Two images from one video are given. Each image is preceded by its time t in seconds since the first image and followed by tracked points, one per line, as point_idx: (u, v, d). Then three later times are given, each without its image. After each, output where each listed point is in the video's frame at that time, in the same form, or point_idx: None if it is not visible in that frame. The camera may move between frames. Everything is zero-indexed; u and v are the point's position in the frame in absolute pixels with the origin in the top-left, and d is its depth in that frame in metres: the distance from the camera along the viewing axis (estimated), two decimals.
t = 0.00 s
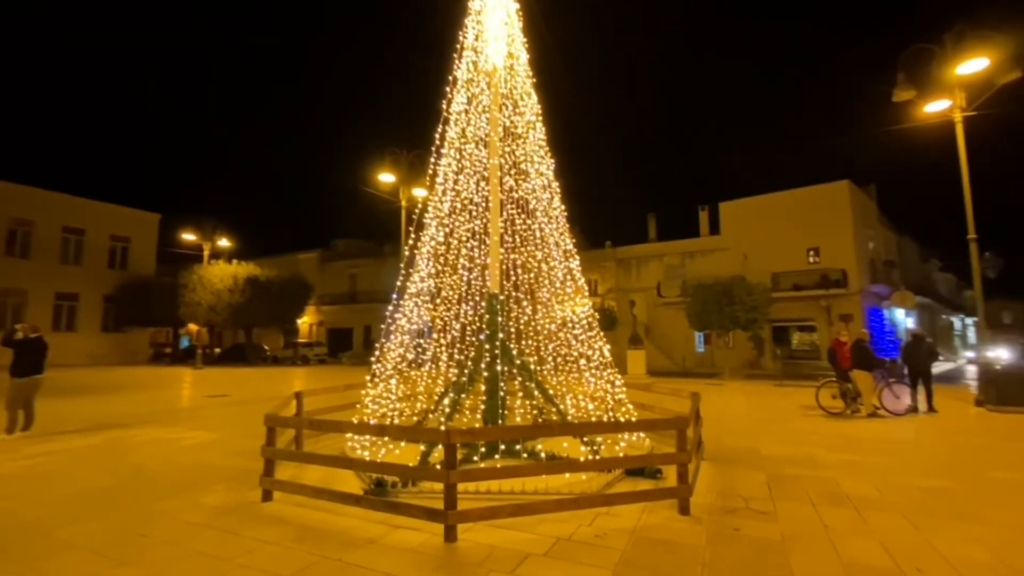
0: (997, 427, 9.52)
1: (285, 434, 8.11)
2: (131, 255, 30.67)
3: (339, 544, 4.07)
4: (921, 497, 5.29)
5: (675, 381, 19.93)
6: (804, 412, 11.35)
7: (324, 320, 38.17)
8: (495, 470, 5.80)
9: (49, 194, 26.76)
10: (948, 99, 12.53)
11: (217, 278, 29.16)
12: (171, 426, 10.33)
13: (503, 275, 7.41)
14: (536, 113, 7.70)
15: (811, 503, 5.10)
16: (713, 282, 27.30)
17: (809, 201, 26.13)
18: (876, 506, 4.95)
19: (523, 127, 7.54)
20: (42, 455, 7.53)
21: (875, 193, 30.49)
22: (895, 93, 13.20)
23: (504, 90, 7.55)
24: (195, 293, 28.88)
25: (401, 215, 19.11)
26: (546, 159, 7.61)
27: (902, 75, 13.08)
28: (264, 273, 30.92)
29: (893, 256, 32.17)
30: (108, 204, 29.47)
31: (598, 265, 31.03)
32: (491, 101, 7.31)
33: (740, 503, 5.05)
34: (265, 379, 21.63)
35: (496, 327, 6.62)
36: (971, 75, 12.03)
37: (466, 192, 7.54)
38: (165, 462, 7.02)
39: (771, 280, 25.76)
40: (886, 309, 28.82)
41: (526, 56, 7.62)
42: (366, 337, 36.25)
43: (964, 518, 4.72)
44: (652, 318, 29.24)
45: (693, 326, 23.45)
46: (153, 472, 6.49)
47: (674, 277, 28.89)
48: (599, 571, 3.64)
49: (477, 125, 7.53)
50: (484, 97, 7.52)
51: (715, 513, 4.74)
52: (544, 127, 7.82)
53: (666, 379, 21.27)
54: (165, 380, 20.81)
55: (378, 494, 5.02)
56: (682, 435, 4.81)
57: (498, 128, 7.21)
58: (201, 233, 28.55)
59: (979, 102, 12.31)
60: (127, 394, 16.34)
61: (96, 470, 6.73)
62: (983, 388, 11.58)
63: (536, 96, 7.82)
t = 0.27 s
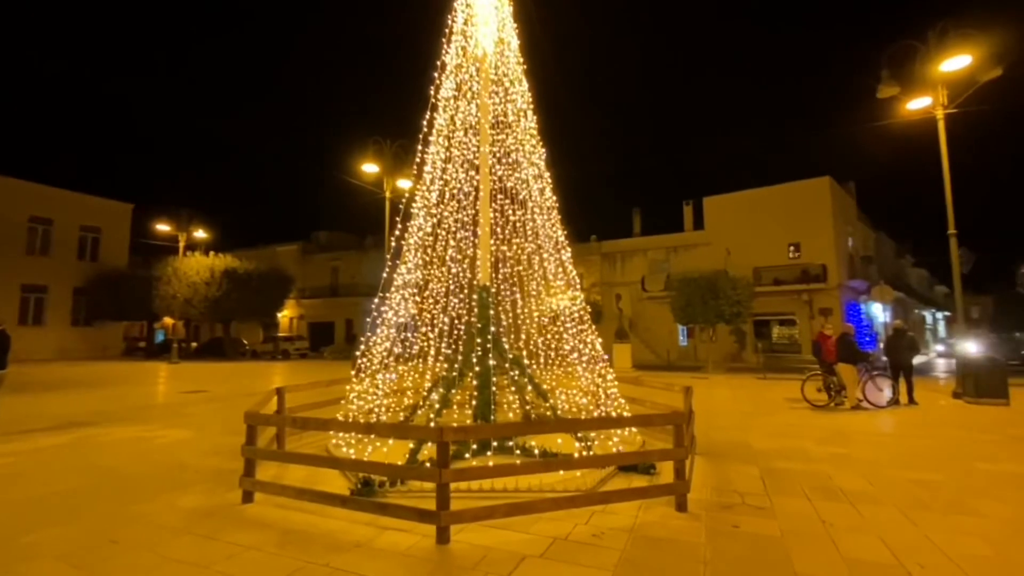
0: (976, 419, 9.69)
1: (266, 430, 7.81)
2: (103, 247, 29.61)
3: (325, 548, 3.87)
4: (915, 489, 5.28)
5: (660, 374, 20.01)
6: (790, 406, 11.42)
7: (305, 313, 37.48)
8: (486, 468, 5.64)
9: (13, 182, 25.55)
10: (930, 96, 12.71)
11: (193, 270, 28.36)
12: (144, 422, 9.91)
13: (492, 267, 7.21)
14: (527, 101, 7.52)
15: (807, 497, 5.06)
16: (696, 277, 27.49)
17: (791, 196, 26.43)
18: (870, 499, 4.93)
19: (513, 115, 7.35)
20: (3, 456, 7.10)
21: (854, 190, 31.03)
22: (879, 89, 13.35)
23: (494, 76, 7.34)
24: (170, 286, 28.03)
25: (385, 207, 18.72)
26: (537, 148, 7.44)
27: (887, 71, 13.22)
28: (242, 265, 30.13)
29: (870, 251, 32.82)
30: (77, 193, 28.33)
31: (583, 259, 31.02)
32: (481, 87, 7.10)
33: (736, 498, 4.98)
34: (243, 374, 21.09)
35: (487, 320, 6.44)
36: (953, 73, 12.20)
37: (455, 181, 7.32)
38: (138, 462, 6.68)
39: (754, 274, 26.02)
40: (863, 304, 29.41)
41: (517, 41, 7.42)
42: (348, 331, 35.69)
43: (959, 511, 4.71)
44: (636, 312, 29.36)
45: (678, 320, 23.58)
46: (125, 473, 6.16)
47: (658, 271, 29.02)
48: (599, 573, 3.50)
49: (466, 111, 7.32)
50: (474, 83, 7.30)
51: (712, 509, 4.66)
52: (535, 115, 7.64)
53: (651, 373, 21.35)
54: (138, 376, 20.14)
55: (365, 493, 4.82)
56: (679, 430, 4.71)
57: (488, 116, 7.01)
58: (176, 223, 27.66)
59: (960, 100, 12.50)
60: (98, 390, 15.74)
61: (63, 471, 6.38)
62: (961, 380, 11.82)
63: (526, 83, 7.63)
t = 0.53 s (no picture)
0: (972, 417, 9.67)
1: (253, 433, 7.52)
2: (84, 242, 28.85)
3: (319, 562, 3.65)
4: (922, 491, 5.18)
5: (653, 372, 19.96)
6: (786, 404, 11.37)
7: (294, 311, 36.94)
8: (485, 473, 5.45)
9: None
10: (925, 94, 12.68)
11: (178, 266, 27.77)
12: (126, 423, 9.57)
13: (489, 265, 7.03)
14: (525, 92, 7.30)
15: (815, 501, 4.93)
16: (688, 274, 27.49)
17: (782, 194, 26.49)
18: (880, 503, 4.81)
19: (511, 107, 7.13)
20: None
21: (843, 188, 31.22)
22: (874, 87, 13.31)
23: (491, 67, 7.11)
24: (154, 283, 27.41)
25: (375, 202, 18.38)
26: (536, 141, 7.23)
27: (882, 69, 13.17)
28: (228, 262, 29.52)
29: (859, 249, 33.08)
30: (57, 187, 27.54)
31: (575, 256, 30.90)
32: (478, 78, 6.86)
33: (744, 503, 4.84)
34: (230, 373, 20.67)
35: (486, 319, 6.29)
36: (948, 71, 12.17)
37: (451, 175, 7.09)
38: (118, 467, 6.37)
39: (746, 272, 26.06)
40: (852, 301, 29.64)
41: (515, 31, 7.20)
42: (338, 328, 35.25)
43: (970, 514, 4.61)
44: (628, 309, 29.33)
45: (671, 318, 23.53)
46: (104, 479, 5.85)
47: (651, 269, 28.98)
48: None
49: (462, 103, 7.09)
50: (471, 74, 7.07)
51: (721, 515, 4.51)
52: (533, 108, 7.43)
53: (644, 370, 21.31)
54: (122, 375, 19.65)
55: (359, 501, 4.60)
56: (688, 433, 4.56)
57: (485, 108, 6.78)
58: (160, 219, 27.01)
59: (954, 99, 12.48)
60: (79, 389, 15.28)
61: (37, 478, 6.05)
62: (955, 378, 11.83)
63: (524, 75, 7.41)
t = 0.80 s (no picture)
0: (974, 418, 9.61)
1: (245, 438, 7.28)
2: (72, 242, 28.35)
3: None
4: (935, 497, 5.06)
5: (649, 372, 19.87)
6: (786, 405, 11.27)
7: (286, 311, 36.54)
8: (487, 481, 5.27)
9: None
10: (923, 94, 12.61)
11: (169, 266, 27.36)
12: (114, 427, 9.30)
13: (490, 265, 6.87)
14: (526, 87, 7.13)
15: (827, 507, 4.80)
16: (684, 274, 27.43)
17: (778, 194, 26.49)
18: (894, 510, 4.69)
19: (511, 101, 6.96)
20: None
21: (838, 189, 31.32)
22: (874, 86, 13.23)
23: (490, 61, 6.96)
24: (144, 282, 26.99)
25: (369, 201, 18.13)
26: (536, 137, 7.06)
27: (882, 67, 13.09)
28: (220, 261, 29.11)
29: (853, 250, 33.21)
30: (45, 186, 27.02)
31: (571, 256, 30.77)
32: (477, 72, 6.69)
33: (754, 509, 4.69)
34: (221, 375, 20.35)
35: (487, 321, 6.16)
36: (947, 70, 12.09)
37: (450, 172, 6.90)
38: (102, 475, 6.12)
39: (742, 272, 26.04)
40: (847, 301, 29.73)
41: (514, 23, 7.04)
42: (331, 328, 34.90)
43: (985, 521, 4.50)
44: (624, 309, 29.25)
45: (668, 318, 23.44)
46: (86, 488, 5.59)
47: (646, 269, 28.91)
48: None
49: (461, 98, 6.91)
50: (470, 67, 6.89)
51: (732, 524, 4.36)
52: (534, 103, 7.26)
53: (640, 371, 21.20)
54: (110, 377, 19.27)
55: (356, 511, 4.41)
56: (699, 439, 4.40)
57: (484, 103, 6.62)
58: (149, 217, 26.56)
59: (953, 99, 12.43)
60: (66, 391, 14.94)
61: (18, 486, 5.80)
62: (954, 378, 11.78)
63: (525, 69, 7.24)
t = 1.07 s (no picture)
0: (974, 418, 9.57)
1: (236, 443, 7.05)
2: (60, 241, 27.85)
3: None
4: (947, 502, 4.95)
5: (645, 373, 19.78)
6: (786, 406, 11.18)
7: (279, 311, 36.17)
8: (489, 488, 5.08)
9: None
10: (921, 94, 12.61)
11: (159, 265, 26.96)
12: (101, 431, 9.02)
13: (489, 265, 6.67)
14: (527, 82, 6.96)
15: (839, 513, 4.68)
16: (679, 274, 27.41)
17: (773, 195, 26.54)
18: (907, 516, 4.58)
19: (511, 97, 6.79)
20: None
21: (831, 190, 31.50)
22: (872, 86, 13.22)
23: (490, 55, 6.79)
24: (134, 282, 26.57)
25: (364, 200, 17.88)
26: (538, 134, 6.89)
27: (880, 68, 13.08)
28: (211, 260, 28.73)
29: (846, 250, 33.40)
30: (32, 184, 26.52)
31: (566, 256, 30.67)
32: (478, 66, 6.52)
33: (765, 516, 4.56)
34: (211, 376, 20.01)
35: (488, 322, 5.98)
36: (945, 71, 12.09)
37: (449, 169, 6.71)
38: (86, 482, 5.88)
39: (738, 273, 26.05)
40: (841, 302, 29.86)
41: (515, 18, 6.87)
42: (324, 329, 34.55)
43: (1001, 527, 4.39)
44: (620, 310, 29.18)
45: (664, 318, 23.38)
46: (68, 497, 5.35)
47: (642, 269, 28.86)
48: None
49: (461, 93, 6.72)
50: (471, 62, 6.71)
51: (744, 532, 4.22)
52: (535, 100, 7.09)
53: (636, 372, 21.11)
54: (98, 378, 18.88)
55: (353, 521, 4.22)
56: (709, 445, 4.24)
57: (485, 98, 6.45)
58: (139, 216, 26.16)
59: (950, 99, 12.43)
60: (52, 393, 14.59)
61: None
62: (952, 379, 11.77)
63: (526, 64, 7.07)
